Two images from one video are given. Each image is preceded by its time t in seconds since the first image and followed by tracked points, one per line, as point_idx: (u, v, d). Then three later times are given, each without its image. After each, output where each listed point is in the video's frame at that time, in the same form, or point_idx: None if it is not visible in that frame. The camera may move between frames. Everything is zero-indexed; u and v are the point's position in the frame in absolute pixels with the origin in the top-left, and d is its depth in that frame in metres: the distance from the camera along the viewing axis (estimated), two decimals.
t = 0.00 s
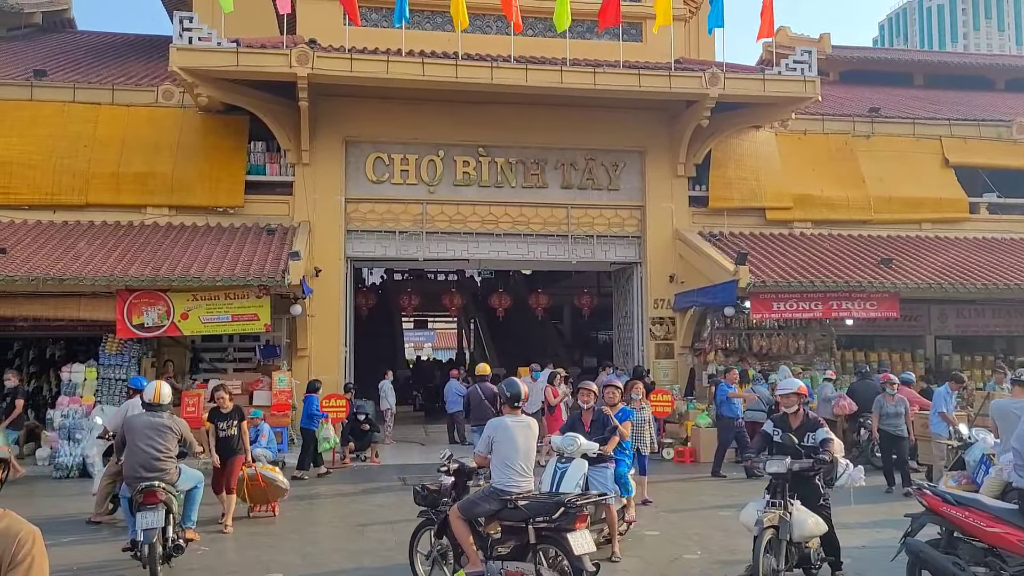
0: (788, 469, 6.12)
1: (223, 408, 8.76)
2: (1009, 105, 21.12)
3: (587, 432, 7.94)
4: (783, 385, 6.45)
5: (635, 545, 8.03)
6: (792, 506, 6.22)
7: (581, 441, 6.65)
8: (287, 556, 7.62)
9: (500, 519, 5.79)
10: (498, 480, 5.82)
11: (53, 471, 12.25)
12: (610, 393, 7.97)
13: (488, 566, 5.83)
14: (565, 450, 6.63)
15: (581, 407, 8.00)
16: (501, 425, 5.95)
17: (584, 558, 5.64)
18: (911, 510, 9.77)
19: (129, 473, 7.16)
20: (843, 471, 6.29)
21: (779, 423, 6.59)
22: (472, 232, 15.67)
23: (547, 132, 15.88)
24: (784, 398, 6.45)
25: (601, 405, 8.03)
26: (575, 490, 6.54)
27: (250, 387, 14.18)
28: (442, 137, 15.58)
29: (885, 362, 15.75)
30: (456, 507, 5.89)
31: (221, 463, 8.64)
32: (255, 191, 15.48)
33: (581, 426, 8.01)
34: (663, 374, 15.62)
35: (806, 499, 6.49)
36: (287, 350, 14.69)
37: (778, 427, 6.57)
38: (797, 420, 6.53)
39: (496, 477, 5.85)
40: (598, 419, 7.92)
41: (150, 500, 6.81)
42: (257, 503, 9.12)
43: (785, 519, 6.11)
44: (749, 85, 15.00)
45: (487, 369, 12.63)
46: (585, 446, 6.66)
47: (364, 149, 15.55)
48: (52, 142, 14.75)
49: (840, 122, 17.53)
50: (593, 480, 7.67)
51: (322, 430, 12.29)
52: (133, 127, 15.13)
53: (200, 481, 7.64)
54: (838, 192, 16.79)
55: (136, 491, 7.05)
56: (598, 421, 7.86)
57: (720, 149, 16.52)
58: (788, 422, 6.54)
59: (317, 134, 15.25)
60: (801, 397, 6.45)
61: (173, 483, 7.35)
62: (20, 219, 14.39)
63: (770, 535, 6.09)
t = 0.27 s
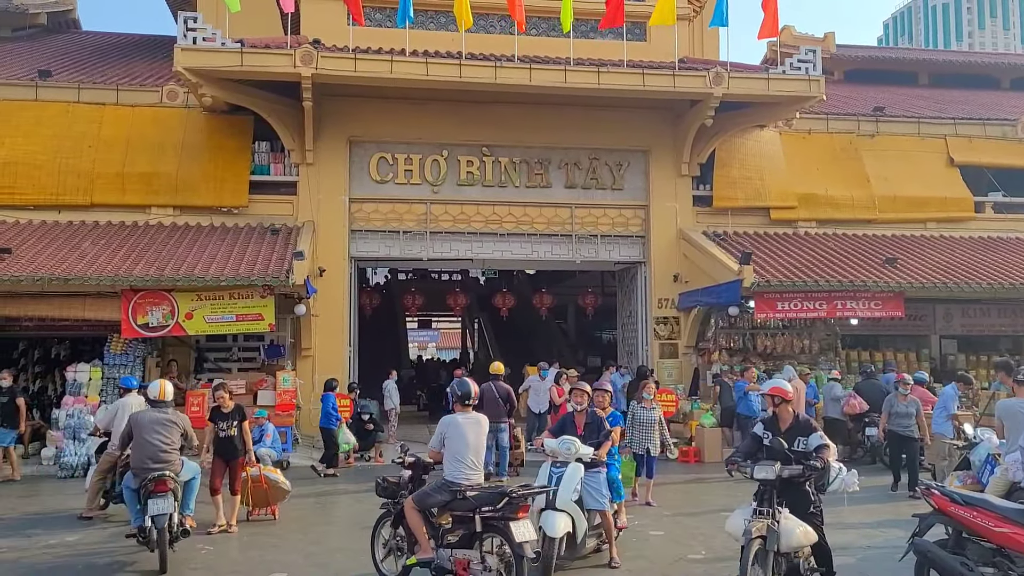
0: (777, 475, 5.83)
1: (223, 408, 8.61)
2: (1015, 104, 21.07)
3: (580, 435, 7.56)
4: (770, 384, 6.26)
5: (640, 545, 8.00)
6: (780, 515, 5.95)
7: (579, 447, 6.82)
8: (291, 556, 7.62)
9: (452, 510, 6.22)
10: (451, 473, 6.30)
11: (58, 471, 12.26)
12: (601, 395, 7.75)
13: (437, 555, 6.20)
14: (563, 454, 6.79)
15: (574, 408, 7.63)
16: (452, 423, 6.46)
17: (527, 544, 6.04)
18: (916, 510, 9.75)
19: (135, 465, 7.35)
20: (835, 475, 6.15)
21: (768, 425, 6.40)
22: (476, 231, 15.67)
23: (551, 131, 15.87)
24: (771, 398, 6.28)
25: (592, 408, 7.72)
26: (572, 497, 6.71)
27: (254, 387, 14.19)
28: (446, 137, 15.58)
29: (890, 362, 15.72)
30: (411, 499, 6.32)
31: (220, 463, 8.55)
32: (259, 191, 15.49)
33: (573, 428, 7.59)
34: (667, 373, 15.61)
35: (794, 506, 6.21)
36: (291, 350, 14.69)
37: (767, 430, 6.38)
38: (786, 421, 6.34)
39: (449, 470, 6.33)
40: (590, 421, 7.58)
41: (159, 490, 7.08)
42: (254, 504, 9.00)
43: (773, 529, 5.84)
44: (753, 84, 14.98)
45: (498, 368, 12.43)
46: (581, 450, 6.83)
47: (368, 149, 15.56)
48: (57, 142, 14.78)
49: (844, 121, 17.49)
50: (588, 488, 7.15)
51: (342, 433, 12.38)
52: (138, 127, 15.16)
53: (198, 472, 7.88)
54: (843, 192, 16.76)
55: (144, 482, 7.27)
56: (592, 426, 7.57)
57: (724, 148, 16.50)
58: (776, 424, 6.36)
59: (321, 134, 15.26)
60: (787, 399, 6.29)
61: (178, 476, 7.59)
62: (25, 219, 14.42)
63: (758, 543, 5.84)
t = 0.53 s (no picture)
0: (771, 480, 5.69)
1: (224, 409, 8.41)
2: None
3: (577, 437, 7.32)
4: (765, 386, 6.03)
5: (650, 544, 8.00)
6: (774, 523, 5.70)
7: (579, 448, 6.65)
8: (302, 553, 7.65)
9: (419, 500, 6.53)
10: (419, 464, 6.55)
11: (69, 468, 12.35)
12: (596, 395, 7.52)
13: (404, 541, 6.58)
14: (564, 457, 6.62)
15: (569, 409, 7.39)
16: (421, 417, 6.69)
17: (483, 534, 6.31)
18: (927, 510, 9.70)
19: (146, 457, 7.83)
20: (832, 480, 5.91)
21: (763, 428, 6.15)
22: (485, 230, 15.67)
23: (560, 130, 15.86)
24: (765, 400, 6.04)
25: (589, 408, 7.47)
26: (576, 501, 6.53)
27: (264, 385, 14.24)
28: (455, 135, 15.59)
29: (901, 361, 15.65)
30: (382, 489, 6.71)
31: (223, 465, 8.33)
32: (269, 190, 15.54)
33: (569, 430, 7.35)
34: (677, 372, 15.58)
35: (790, 514, 5.98)
36: (301, 348, 14.73)
37: (762, 433, 6.13)
38: (782, 424, 6.10)
39: (416, 462, 6.57)
40: (587, 422, 7.34)
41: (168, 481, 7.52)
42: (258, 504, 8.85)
43: (767, 538, 5.57)
44: (763, 82, 14.93)
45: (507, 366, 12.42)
46: (582, 451, 6.66)
47: (378, 147, 15.58)
48: (68, 141, 14.85)
49: (855, 118, 17.42)
50: (591, 491, 6.93)
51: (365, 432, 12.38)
52: (148, 126, 15.21)
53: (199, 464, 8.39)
54: (854, 190, 16.69)
55: (154, 473, 7.76)
56: (593, 425, 7.31)
57: (734, 146, 16.46)
58: (772, 427, 6.11)
59: (331, 132, 15.28)
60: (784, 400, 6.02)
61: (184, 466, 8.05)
62: (37, 218, 14.50)
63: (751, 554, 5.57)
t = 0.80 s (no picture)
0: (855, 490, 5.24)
1: (312, 404, 8.69)
2: None
3: (660, 439, 6.99)
4: (849, 388, 5.59)
5: (746, 545, 7.87)
6: (859, 537, 5.37)
7: (664, 451, 6.27)
8: (398, 546, 7.80)
9: (476, 488, 6.99)
10: (478, 455, 7.03)
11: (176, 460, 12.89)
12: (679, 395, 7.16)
13: (466, 524, 7.05)
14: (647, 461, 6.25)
15: (652, 410, 7.07)
16: (481, 412, 7.18)
17: (529, 523, 6.53)
18: None
19: (245, 444, 8.55)
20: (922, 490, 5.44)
21: (846, 434, 5.74)
22: (574, 228, 15.65)
23: (649, 126, 15.70)
24: (850, 403, 5.61)
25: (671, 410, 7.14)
26: (663, 508, 6.12)
27: (357, 382, 14.57)
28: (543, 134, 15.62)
29: (1011, 360, 14.92)
30: (446, 478, 7.22)
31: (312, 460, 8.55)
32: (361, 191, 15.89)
33: (652, 431, 7.01)
34: (770, 371, 15.25)
35: (874, 525, 5.57)
36: (393, 346, 15.01)
37: (845, 440, 5.72)
38: (867, 430, 5.67)
39: (477, 454, 7.06)
40: (671, 423, 6.99)
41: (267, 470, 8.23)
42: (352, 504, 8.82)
43: (851, 554, 5.24)
44: (862, 72, 14.45)
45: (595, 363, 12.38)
46: (666, 454, 6.29)
47: (467, 147, 15.73)
48: (172, 147, 15.48)
49: (960, 107, 16.68)
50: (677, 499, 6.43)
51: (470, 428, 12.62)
52: (247, 131, 15.74)
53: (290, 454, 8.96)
54: (959, 182, 16.00)
55: (252, 459, 8.46)
56: (677, 431, 6.98)
57: (829, 138, 15.99)
58: (856, 431, 5.69)
59: (421, 133, 15.51)
60: (871, 403, 5.61)
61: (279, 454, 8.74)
62: (145, 221, 15.18)
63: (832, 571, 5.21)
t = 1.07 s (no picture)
0: (914, 499, 4.61)
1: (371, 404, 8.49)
2: None
3: (718, 439, 6.31)
4: (907, 386, 4.90)
5: (822, 545, 7.69)
6: (920, 551, 4.64)
7: (720, 451, 5.67)
8: (468, 541, 7.85)
9: (522, 476, 7.56)
10: (525, 446, 7.63)
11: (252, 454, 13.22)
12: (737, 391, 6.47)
13: (515, 509, 7.66)
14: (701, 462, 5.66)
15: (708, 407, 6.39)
16: (528, 405, 7.79)
17: (563, 507, 7.05)
18: None
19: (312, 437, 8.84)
20: (988, 498, 4.80)
21: (903, 436, 5.08)
22: (640, 223, 15.52)
23: (717, 118, 15.47)
24: (909, 403, 4.92)
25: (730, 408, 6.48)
26: (726, 513, 5.53)
27: (426, 378, 14.73)
28: (609, 129, 15.52)
29: None
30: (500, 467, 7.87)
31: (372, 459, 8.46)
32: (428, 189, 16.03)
33: (709, 431, 6.35)
34: (845, 367, 14.89)
35: (936, 539, 4.92)
36: (461, 342, 15.12)
37: (902, 443, 5.07)
38: (928, 433, 5.00)
39: (524, 444, 7.67)
40: (730, 422, 6.32)
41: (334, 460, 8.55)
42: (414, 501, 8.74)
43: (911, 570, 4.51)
44: (939, 58, 13.97)
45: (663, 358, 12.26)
46: (723, 453, 5.68)
47: (532, 143, 15.73)
48: (245, 148, 15.87)
49: None
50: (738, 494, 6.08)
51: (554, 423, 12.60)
52: (316, 132, 16.02)
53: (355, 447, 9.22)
54: None
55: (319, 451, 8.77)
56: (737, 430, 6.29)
57: (905, 128, 15.52)
58: (913, 434, 5.03)
59: (486, 131, 15.57)
60: (935, 403, 4.88)
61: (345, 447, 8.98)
62: (220, 221, 15.59)
63: None
